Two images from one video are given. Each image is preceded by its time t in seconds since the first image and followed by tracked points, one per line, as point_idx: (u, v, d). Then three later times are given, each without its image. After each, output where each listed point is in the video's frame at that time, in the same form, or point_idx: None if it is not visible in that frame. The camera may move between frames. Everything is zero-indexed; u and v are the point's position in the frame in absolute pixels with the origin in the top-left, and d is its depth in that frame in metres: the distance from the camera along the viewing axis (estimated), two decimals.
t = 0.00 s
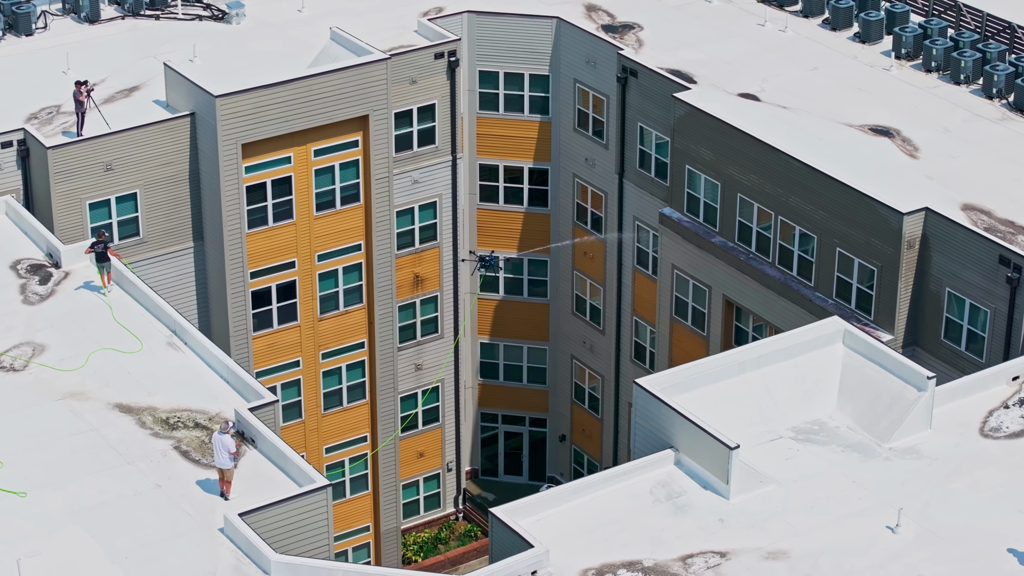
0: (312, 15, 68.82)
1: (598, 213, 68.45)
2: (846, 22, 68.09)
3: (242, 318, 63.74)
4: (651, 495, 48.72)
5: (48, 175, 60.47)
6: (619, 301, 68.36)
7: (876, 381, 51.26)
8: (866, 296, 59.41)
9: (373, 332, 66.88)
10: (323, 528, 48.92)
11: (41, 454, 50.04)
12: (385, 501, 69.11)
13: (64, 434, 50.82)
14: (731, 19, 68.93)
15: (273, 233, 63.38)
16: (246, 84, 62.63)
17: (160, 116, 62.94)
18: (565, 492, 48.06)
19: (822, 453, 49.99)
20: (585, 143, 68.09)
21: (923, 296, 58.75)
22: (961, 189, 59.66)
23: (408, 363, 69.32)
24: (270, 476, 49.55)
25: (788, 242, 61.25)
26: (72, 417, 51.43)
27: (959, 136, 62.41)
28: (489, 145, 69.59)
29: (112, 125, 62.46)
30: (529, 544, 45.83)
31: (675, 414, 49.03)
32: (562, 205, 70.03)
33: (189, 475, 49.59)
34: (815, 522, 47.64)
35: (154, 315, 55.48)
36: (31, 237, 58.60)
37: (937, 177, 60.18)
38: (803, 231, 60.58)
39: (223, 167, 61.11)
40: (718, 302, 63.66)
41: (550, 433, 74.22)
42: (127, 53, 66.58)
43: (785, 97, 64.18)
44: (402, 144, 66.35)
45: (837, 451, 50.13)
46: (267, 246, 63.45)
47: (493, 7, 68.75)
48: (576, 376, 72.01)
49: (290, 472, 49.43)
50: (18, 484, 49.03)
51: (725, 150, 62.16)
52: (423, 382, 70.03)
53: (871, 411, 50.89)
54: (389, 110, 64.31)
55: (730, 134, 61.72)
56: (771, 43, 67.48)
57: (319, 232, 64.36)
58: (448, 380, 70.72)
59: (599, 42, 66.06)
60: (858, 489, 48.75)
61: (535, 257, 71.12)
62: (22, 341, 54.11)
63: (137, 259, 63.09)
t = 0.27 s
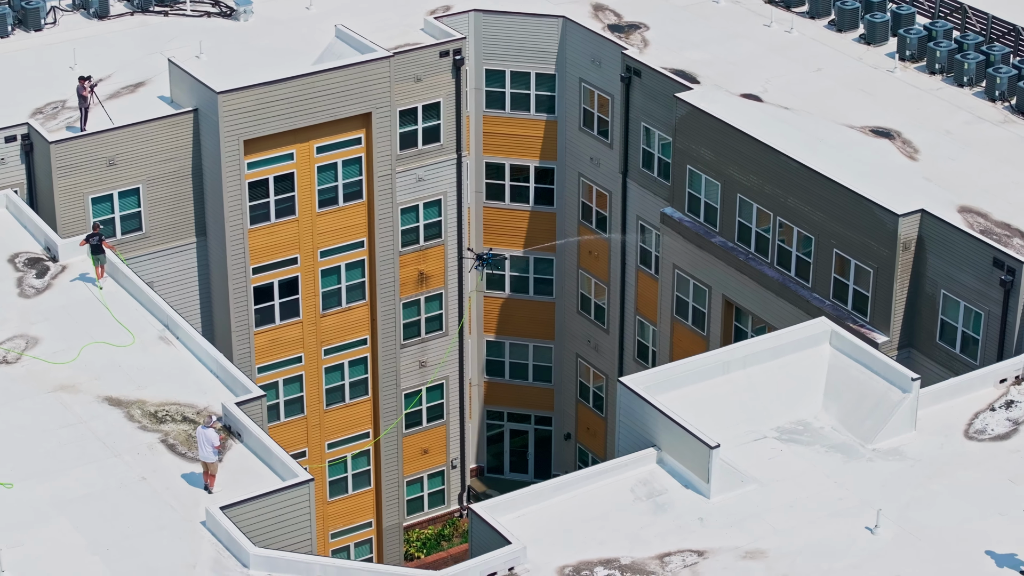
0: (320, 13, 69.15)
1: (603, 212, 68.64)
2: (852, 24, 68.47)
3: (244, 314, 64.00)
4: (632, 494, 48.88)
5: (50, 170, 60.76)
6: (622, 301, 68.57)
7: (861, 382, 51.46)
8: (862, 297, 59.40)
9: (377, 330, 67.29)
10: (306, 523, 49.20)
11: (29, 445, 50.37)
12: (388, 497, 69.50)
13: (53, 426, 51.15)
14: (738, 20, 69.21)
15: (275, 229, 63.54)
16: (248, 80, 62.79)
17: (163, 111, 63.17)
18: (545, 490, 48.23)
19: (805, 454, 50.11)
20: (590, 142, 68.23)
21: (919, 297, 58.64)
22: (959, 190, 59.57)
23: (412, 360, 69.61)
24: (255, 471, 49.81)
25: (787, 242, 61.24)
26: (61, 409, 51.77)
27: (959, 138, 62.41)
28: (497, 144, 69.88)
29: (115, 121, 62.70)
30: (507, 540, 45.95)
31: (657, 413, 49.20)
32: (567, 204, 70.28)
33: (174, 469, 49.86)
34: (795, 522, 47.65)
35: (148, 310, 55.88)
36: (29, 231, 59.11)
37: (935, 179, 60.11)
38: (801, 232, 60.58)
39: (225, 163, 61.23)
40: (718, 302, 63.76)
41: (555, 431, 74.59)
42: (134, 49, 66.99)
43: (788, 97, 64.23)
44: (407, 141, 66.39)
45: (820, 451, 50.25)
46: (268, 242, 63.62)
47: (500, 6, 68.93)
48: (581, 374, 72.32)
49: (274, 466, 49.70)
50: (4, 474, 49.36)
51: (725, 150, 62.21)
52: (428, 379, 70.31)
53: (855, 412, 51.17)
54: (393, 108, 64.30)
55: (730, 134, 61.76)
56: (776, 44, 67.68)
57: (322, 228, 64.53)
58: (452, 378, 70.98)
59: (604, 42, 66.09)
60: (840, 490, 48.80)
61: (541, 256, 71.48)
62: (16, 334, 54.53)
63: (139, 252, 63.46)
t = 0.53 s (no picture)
0: (327, 11, 69.45)
1: (607, 213, 68.78)
2: (857, 27, 68.41)
3: (244, 311, 64.21)
4: (611, 494, 49.01)
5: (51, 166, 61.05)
6: (625, 302, 68.79)
7: (845, 386, 51.56)
8: (857, 301, 59.35)
9: (378, 327, 67.52)
10: (287, 520, 49.45)
11: (15, 439, 50.68)
12: (389, 496, 70.13)
13: (40, 420, 51.45)
14: (743, 22, 69.25)
15: (276, 227, 63.76)
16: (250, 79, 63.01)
17: (165, 109, 63.38)
18: (524, 489, 48.38)
19: (787, 457, 50.22)
20: (593, 142, 68.40)
21: (913, 301, 58.55)
22: (956, 195, 59.42)
23: (416, 358, 69.69)
24: (238, 467, 50.04)
25: (784, 245, 61.26)
26: (49, 404, 52.08)
27: (959, 143, 62.28)
28: (502, 144, 70.16)
29: (117, 118, 62.94)
30: (484, 540, 46.09)
31: (638, 414, 49.29)
32: (571, 205, 70.55)
33: (158, 465, 50.11)
34: (773, 524, 47.68)
35: (140, 307, 56.22)
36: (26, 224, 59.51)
37: (932, 183, 60.00)
38: (798, 234, 60.58)
39: (226, 161, 61.50)
40: (717, 303, 63.85)
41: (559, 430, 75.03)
42: (140, 47, 67.36)
43: (789, 100, 64.21)
44: (409, 141, 66.47)
45: (801, 453, 50.37)
46: (269, 240, 63.83)
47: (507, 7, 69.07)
48: (586, 375, 72.81)
49: (256, 462, 49.96)
50: None
51: (724, 152, 62.26)
52: (431, 377, 70.50)
53: (838, 415, 51.29)
54: (395, 107, 64.42)
55: (729, 137, 61.79)
56: (781, 46, 67.71)
57: (323, 227, 64.74)
58: (455, 377, 71.18)
59: (608, 43, 66.17)
60: (820, 493, 48.83)
61: (545, 256, 71.75)
62: (8, 329, 54.90)
63: (141, 249, 63.71)
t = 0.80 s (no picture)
0: (334, 11, 69.77)
1: (610, 214, 68.95)
2: (861, 30, 68.61)
3: (244, 309, 64.39)
4: (590, 495, 49.13)
5: (53, 163, 61.39)
6: (627, 303, 69.10)
7: (828, 390, 51.75)
8: (852, 305, 59.21)
9: (379, 326, 67.81)
10: (268, 518, 49.71)
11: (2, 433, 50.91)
12: (390, 495, 70.53)
13: (28, 415, 51.67)
14: (748, 25, 69.35)
15: (277, 225, 63.83)
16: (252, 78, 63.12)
17: (167, 107, 63.56)
18: (503, 489, 48.54)
19: (768, 459, 50.32)
20: (597, 144, 68.53)
21: (907, 305, 58.32)
22: (952, 199, 59.19)
23: (418, 358, 69.96)
24: (219, 463, 50.35)
25: (780, 248, 61.24)
26: (37, 398, 52.36)
27: (958, 147, 62.16)
28: (507, 144, 70.32)
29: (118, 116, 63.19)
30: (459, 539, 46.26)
31: (618, 415, 49.52)
32: (575, 206, 70.85)
33: (142, 461, 50.29)
34: (749, 526, 47.66)
35: (132, 304, 56.56)
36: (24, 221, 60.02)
37: (929, 186, 59.81)
38: (794, 237, 60.47)
39: (226, 159, 61.70)
40: (715, 306, 64.02)
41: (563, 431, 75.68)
42: (145, 46, 67.73)
43: (790, 103, 64.18)
44: (413, 141, 66.42)
45: (782, 456, 50.48)
46: (271, 239, 63.94)
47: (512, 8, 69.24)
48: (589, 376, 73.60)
49: (238, 459, 50.24)
50: None
51: (723, 154, 62.21)
52: (433, 377, 70.81)
53: (821, 419, 51.48)
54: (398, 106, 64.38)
55: (728, 139, 61.72)
56: (785, 49, 67.76)
57: (324, 226, 64.83)
58: (459, 376, 71.43)
59: (611, 45, 66.19)
60: (799, 496, 48.82)
61: (550, 257, 72.21)
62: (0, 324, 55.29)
63: (143, 246, 64.00)
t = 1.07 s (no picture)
0: (342, 9, 70.09)
1: (614, 214, 69.12)
2: (866, 33, 68.80)
3: (246, 307, 64.56)
4: (569, 494, 49.30)
5: (55, 159, 61.70)
6: (630, 303, 69.34)
7: (811, 392, 51.95)
8: (846, 307, 59.08)
9: (381, 325, 67.92)
10: (250, 514, 49.96)
11: None
12: (392, 493, 71.01)
13: (16, 409, 51.92)
14: (754, 26, 69.55)
15: (280, 222, 63.99)
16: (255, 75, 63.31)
17: (170, 103, 63.82)
18: (481, 488, 48.76)
19: (749, 460, 50.45)
20: (602, 144, 68.67)
21: (901, 308, 58.01)
22: (949, 203, 58.98)
23: (421, 356, 70.33)
24: (203, 458, 50.64)
25: (776, 250, 61.29)
26: (26, 392, 52.67)
27: (958, 150, 62.10)
28: (514, 145, 70.72)
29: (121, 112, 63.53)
30: (435, 536, 46.44)
31: (597, 415, 49.80)
32: (580, 207, 71.14)
33: (126, 456, 50.50)
34: (727, 527, 47.68)
35: (125, 300, 56.97)
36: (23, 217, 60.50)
37: (925, 189, 59.68)
38: (791, 239, 60.42)
39: (227, 156, 61.93)
40: (713, 307, 64.20)
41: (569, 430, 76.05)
42: (152, 44, 68.15)
43: (791, 105, 64.19)
44: (418, 139, 66.62)
45: (763, 458, 50.56)
46: (273, 236, 64.11)
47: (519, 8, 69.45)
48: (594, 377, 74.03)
49: (220, 455, 50.50)
50: None
51: (722, 156, 62.19)
52: (437, 375, 71.14)
53: (803, 421, 51.62)
54: (400, 105, 64.52)
55: (727, 141, 61.68)
56: (789, 51, 67.86)
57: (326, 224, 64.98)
58: (463, 375, 71.75)
59: (615, 45, 66.31)
60: (779, 498, 48.83)
61: (555, 257, 72.62)
62: None
63: (145, 243, 64.26)
